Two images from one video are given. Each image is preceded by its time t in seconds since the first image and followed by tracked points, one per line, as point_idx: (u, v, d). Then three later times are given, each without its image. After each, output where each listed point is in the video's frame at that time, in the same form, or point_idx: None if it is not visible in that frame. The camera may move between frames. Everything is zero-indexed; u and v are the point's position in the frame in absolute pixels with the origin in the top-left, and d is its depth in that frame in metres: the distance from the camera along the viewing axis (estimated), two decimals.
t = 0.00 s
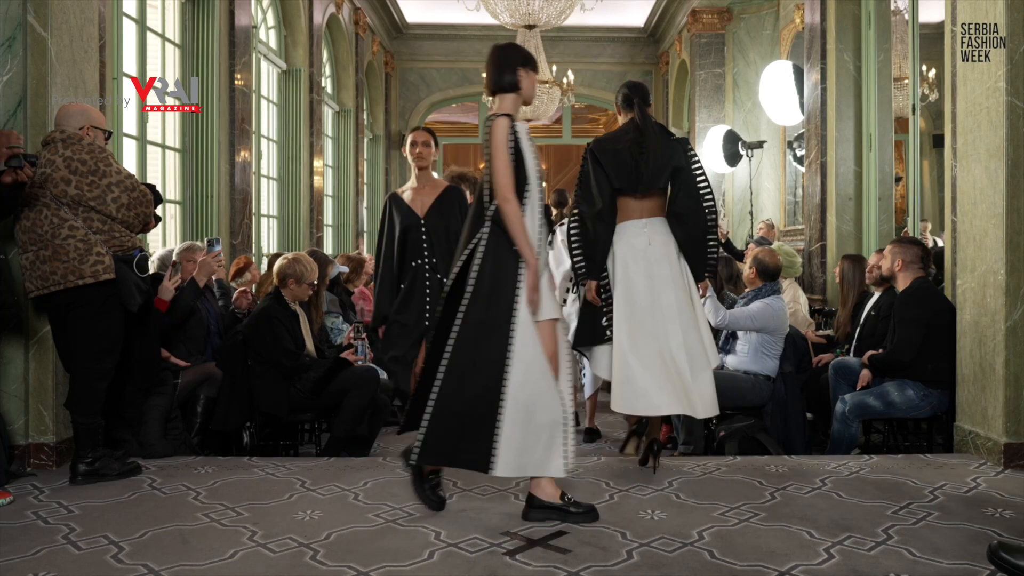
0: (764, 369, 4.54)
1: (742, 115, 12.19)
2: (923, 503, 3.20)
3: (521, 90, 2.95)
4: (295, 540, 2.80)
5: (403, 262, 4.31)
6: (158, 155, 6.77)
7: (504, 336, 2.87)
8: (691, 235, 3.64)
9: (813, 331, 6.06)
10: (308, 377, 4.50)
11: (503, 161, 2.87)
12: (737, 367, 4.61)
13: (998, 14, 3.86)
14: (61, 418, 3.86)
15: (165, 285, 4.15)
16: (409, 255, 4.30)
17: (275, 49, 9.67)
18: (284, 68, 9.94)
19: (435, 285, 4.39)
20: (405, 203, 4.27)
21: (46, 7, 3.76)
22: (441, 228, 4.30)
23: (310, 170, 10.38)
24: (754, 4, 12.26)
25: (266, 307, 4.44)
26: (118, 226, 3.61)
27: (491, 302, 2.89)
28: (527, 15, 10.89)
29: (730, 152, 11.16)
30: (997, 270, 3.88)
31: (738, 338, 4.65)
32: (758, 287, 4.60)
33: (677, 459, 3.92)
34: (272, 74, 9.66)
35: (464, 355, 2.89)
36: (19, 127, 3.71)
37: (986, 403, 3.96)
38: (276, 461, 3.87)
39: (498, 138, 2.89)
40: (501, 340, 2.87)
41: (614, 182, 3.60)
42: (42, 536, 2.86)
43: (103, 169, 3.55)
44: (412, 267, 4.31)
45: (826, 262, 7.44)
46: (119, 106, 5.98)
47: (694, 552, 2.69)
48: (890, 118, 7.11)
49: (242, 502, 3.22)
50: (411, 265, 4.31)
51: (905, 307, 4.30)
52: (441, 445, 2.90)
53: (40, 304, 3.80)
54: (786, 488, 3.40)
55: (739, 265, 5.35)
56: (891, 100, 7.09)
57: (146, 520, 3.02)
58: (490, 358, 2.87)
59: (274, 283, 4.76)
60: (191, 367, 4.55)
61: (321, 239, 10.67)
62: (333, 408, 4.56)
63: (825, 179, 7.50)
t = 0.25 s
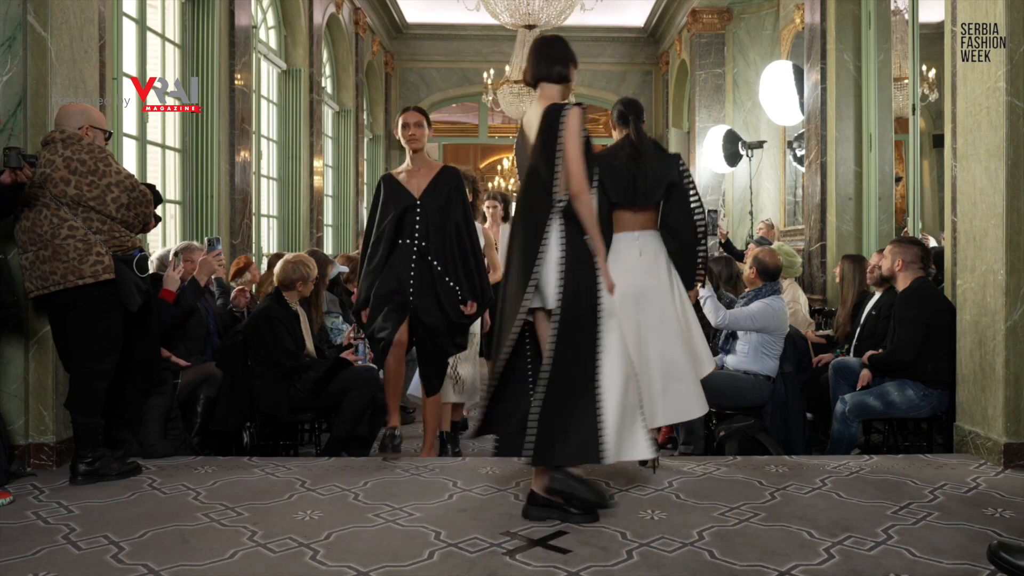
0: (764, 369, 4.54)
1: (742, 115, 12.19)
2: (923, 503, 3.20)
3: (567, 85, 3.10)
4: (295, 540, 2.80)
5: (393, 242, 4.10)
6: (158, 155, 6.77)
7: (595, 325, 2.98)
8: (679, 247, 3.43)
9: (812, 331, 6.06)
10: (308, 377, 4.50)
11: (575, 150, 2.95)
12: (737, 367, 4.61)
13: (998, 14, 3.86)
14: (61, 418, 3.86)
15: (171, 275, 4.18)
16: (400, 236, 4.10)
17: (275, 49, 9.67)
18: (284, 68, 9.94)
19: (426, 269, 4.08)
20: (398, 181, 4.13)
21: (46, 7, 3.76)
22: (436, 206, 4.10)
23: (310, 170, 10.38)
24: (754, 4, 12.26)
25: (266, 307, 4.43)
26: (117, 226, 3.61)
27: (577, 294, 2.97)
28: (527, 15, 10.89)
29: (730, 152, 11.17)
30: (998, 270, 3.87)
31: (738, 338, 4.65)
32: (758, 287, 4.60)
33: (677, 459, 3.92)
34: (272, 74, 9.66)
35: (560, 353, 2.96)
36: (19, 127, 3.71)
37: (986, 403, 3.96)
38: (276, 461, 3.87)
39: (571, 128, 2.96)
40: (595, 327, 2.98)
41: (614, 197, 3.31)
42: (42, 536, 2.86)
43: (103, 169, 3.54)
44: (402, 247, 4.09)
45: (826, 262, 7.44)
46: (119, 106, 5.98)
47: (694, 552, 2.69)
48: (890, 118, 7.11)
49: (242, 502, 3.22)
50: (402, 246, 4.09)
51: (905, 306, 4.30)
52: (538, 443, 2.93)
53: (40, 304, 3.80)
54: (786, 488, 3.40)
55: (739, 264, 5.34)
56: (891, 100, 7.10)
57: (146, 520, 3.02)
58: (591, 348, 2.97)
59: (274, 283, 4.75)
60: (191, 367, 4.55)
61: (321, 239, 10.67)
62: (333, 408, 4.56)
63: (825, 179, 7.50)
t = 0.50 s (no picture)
0: (764, 369, 4.54)
1: (742, 115, 12.19)
2: (923, 503, 3.20)
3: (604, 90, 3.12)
4: (295, 540, 2.80)
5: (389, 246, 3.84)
6: (159, 155, 6.77)
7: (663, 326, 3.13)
8: (663, 276, 3.18)
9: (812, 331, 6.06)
10: (308, 377, 4.50)
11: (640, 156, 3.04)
12: (736, 366, 4.61)
13: (998, 14, 3.86)
14: (61, 418, 3.86)
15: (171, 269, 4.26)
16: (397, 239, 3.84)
17: (275, 49, 9.67)
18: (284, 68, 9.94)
19: (424, 274, 3.85)
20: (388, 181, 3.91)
21: (46, 7, 3.76)
22: (432, 211, 3.87)
23: (310, 170, 10.38)
24: (754, 4, 12.26)
25: (266, 307, 4.42)
26: (117, 226, 3.61)
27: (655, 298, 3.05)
28: (527, 15, 10.89)
29: (730, 152, 11.17)
30: (998, 270, 3.87)
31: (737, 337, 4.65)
32: (758, 287, 4.60)
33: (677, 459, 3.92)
34: (272, 74, 9.66)
35: (659, 347, 3.01)
36: (19, 127, 3.70)
37: (986, 402, 3.96)
38: (276, 461, 3.87)
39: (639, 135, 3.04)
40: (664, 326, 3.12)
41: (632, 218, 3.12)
42: (41, 537, 2.86)
43: (102, 169, 3.54)
44: (399, 250, 3.83)
45: (826, 262, 7.44)
46: (119, 106, 5.98)
47: (694, 552, 2.69)
48: (890, 118, 7.11)
49: (242, 502, 3.22)
50: (398, 250, 3.82)
51: (905, 307, 4.30)
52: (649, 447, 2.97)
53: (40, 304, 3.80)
54: (786, 488, 3.40)
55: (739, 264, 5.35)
56: (891, 100, 7.09)
57: (146, 520, 3.02)
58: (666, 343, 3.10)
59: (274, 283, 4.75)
60: (191, 368, 4.54)
61: (321, 239, 10.67)
62: (333, 408, 4.56)
63: (825, 179, 7.50)
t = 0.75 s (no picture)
0: (764, 369, 4.54)
1: (742, 115, 12.19)
2: (923, 503, 3.20)
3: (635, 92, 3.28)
4: (295, 540, 2.80)
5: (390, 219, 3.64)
6: (158, 155, 6.77)
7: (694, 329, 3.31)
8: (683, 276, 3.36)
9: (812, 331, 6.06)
10: (308, 377, 4.50)
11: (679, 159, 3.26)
12: (736, 367, 4.61)
13: (998, 14, 3.86)
14: (61, 418, 3.86)
15: (172, 263, 4.14)
16: (398, 211, 3.65)
17: (275, 49, 9.68)
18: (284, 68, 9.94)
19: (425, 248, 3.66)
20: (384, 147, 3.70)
21: (46, 7, 3.76)
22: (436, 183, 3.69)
23: (310, 170, 10.38)
24: (755, 4, 12.26)
25: (266, 307, 4.42)
26: (117, 226, 3.61)
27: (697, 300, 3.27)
28: (527, 15, 10.89)
29: (730, 152, 11.17)
30: (998, 270, 3.87)
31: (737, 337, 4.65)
32: (758, 287, 4.59)
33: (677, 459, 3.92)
34: (272, 74, 9.67)
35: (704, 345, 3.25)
36: (19, 127, 3.71)
37: (986, 402, 3.96)
38: (276, 461, 3.87)
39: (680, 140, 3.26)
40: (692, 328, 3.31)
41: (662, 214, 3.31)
42: (42, 536, 2.86)
43: (102, 169, 3.55)
44: (401, 224, 3.63)
45: (826, 262, 7.44)
46: (119, 107, 5.98)
47: (694, 551, 2.69)
48: (890, 118, 7.11)
49: (242, 502, 3.22)
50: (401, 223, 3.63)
51: (905, 306, 4.30)
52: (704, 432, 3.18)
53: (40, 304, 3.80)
54: (786, 488, 3.40)
55: (739, 265, 5.35)
56: (891, 100, 7.09)
57: (147, 520, 3.02)
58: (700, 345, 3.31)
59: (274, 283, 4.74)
60: (190, 368, 4.55)
61: (321, 239, 10.67)
62: (333, 408, 4.56)
63: (825, 179, 7.50)
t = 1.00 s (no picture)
0: (764, 369, 4.54)
1: (742, 115, 12.20)
2: (923, 503, 3.20)
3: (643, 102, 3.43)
4: (295, 540, 2.80)
5: (409, 206, 3.49)
6: (158, 155, 6.77)
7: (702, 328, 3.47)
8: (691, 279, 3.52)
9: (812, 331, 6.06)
10: (308, 377, 4.50)
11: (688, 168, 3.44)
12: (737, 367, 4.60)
13: (998, 14, 3.86)
14: (62, 418, 3.86)
15: (173, 260, 4.15)
16: (416, 198, 3.49)
17: (275, 49, 9.68)
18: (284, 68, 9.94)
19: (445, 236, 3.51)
20: (398, 129, 3.52)
21: (46, 7, 3.76)
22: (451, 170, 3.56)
23: (310, 170, 10.38)
24: (755, 4, 12.26)
25: (266, 307, 4.42)
26: (117, 226, 3.61)
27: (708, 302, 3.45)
28: (527, 15, 10.89)
29: (730, 152, 11.18)
30: (998, 270, 3.87)
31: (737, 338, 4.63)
32: (758, 287, 4.59)
33: (677, 459, 3.92)
34: (273, 74, 9.67)
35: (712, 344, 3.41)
36: (19, 127, 3.71)
37: (986, 402, 3.96)
38: (276, 461, 3.87)
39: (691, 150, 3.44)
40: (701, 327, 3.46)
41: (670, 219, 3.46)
42: (41, 537, 2.85)
43: (102, 169, 3.54)
44: (422, 212, 3.48)
45: (826, 262, 7.44)
46: (119, 107, 5.98)
47: (694, 552, 2.69)
48: (890, 118, 7.11)
49: (242, 502, 3.22)
50: (421, 211, 3.48)
51: (905, 307, 4.30)
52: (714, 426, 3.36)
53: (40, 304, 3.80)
54: (786, 488, 3.40)
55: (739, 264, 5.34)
56: (891, 100, 7.09)
57: (147, 520, 3.02)
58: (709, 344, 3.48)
59: (274, 283, 4.74)
60: (190, 368, 4.56)
61: (320, 239, 10.67)
62: (333, 408, 4.56)
63: (825, 179, 7.50)
